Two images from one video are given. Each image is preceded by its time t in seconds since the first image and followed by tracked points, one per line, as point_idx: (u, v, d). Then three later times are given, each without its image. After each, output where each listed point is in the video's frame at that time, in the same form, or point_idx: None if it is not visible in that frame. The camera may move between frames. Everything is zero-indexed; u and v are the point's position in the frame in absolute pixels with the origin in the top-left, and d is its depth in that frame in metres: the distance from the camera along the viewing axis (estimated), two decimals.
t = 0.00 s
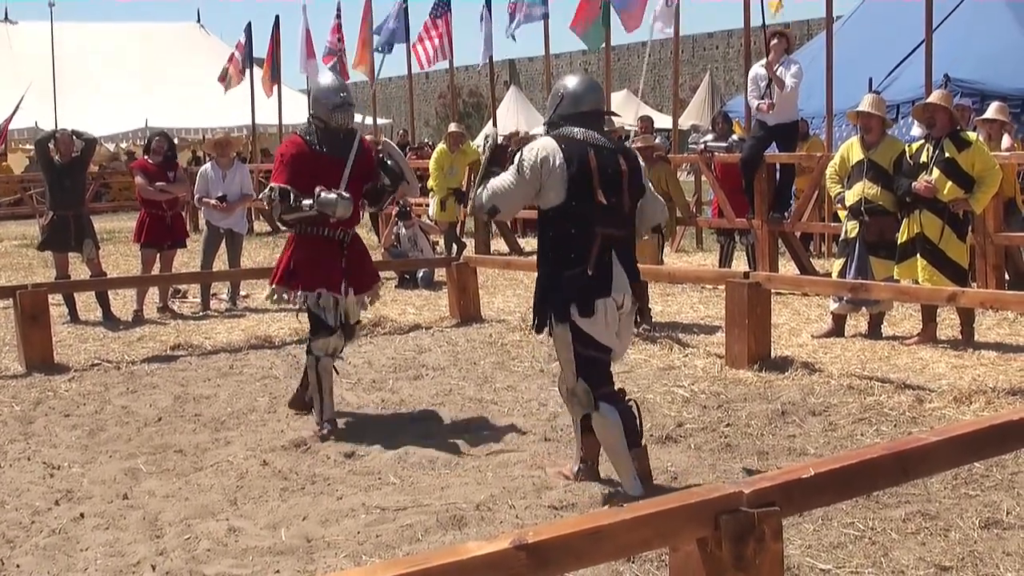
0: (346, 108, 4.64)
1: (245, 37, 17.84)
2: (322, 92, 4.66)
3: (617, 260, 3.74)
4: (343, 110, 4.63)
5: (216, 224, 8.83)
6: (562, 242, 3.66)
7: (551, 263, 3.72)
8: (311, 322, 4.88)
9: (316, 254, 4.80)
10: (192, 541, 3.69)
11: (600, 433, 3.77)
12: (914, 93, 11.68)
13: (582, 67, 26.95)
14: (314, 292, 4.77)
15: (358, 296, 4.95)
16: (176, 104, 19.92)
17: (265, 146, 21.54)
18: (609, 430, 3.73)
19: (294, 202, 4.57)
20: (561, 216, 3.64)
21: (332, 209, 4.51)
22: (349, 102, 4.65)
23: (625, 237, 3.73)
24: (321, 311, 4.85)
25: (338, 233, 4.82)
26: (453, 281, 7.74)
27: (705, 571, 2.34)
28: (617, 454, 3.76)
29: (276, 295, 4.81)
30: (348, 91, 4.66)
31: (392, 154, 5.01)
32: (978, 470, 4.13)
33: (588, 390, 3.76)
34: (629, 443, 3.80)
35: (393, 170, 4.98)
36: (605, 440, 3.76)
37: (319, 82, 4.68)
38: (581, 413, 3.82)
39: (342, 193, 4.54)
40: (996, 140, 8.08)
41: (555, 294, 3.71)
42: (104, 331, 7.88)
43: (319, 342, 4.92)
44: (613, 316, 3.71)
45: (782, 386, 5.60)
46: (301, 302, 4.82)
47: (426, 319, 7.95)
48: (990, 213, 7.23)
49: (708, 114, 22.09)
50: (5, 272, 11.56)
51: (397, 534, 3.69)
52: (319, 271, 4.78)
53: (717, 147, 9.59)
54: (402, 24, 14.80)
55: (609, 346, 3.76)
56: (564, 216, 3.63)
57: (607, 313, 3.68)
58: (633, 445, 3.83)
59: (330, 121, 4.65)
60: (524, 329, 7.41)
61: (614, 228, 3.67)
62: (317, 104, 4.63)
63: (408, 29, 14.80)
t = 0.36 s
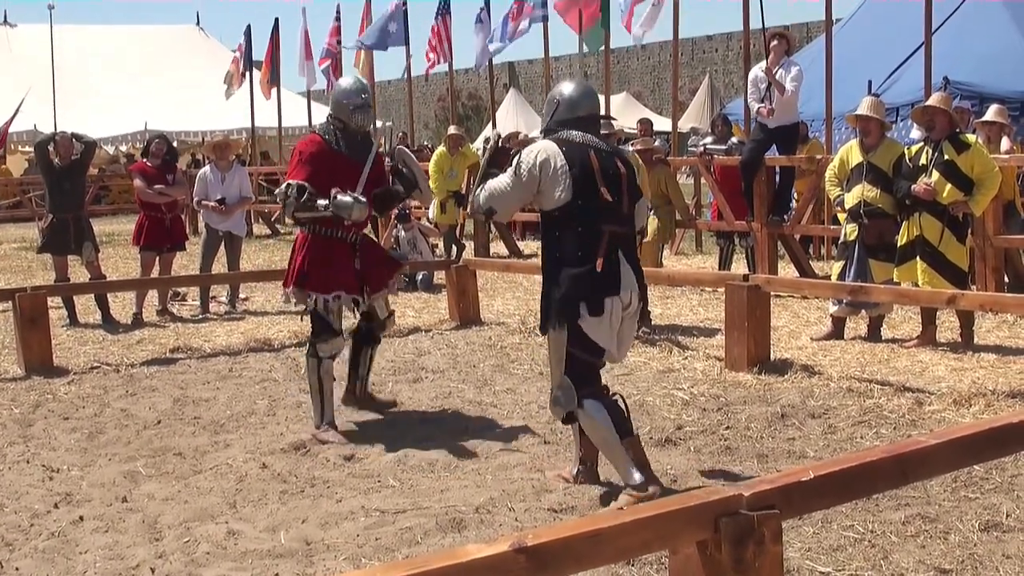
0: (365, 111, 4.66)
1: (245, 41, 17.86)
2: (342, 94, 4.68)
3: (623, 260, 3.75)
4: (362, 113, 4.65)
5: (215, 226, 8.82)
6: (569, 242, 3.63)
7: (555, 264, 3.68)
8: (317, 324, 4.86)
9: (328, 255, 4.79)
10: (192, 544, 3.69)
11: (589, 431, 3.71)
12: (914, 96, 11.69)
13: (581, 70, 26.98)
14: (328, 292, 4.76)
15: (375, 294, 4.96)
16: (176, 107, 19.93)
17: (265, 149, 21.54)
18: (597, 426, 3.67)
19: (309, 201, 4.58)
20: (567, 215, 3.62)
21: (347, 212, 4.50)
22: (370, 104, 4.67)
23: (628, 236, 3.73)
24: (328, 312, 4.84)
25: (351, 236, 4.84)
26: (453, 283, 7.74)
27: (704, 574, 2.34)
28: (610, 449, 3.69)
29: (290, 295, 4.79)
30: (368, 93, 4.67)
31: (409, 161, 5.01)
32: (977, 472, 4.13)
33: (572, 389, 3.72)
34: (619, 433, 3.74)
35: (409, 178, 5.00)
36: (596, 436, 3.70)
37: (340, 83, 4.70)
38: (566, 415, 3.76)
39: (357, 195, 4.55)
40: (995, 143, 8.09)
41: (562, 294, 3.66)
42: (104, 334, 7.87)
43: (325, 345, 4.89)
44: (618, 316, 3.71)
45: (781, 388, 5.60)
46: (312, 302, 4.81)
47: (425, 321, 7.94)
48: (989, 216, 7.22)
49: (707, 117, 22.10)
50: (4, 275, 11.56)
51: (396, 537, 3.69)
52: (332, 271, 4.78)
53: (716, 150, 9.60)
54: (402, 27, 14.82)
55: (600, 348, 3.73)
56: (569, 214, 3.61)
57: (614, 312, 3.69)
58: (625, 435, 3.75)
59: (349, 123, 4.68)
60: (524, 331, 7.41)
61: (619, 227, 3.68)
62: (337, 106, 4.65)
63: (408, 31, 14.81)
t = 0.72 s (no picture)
0: (376, 111, 4.68)
1: (244, 43, 17.86)
2: (354, 94, 4.71)
3: (642, 276, 3.73)
4: (372, 114, 4.67)
5: (215, 228, 8.83)
6: (588, 260, 3.63)
7: (575, 282, 3.69)
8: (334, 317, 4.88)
9: (337, 253, 4.81)
10: (191, 546, 3.69)
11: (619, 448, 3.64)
12: (913, 98, 11.70)
13: (580, 72, 27.00)
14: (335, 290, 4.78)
15: (379, 295, 4.97)
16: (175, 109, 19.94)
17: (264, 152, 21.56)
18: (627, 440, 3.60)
19: (316, 198, 4.58)
20: (585, 233, 3.61)
21: (352, 208, 4.51)
22: (381, 104, 4.69)
23: (646, 250, 3.72)
24: (343, 307, 4.84)
25: (361, 233, 4.84)
26: (452, 285, 7.74)
27: None
28: (641, 468, 3.58)
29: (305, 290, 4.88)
30: (379, 94, 4.69)
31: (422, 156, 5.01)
32: (976, 474, 4.13)
33: (605, 405, 3.74)
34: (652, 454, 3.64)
35: (420, 172, 4.98)
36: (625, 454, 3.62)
37: (353, 84, 4.73)
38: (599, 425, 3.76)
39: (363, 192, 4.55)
40: (994, 145, 8.10)
41: (582, 312, 3.68)
42: (103, 336, 7.88)
43: (341, 336, 4.88)
44: (638, 330, 3.71)
45: (780, 390, 5.60)
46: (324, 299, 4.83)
47: (424, 323, 7.95)
48: (988, 218, 7.22)
49: (706, 119, 22.12)
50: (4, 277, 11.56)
51: (395, 539, 3.69)
52: (341, 270, 4.80)
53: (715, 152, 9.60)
54: (403, 30, 14.84)
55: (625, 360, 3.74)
56: (588, 233, 3.60)
57: (632, 329, 3.69)
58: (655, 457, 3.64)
59: (360, 122, 4.70)
60: (523, 333, 7.42)
61: (638, 243, 3.66)
62: (349, 105, 4.68)
63: (408, 34, 14.82)
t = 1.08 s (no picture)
0: (368, 113, 4.70)
1: (244, 44, 17.86)
2: (345, 97, 4.72)
3: (645, 277, 3.74)
4: (367, 116, 4.69)
5: (214, 230, 8.83)
6: (592, 263, 3.62)
7: (578, 285, 3.68)
8: (334, 324, 4.91)
9: (339, 258, 4.82)
10: (190, 548, 3.69)
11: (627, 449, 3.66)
12: (912, 100, 11.71)
13: (580, 74, 27.00)
14: (338, 296, 4.79)
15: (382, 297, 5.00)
16: (174, 111, 19.94)
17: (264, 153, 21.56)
18: (634, 442, 3.63)
19: (316, 207, 4.62)
20: (589, 236, 3.60)
21: (349, 215, 4.53)
22: (373, 107, 4.71)
23: (649, 251, 3.73)
24: (344, 316, 4.88)
25: (362, 238, 4.84)
26: (451, 287, 7.74)
27: None
28: (647, 472, 3.60)
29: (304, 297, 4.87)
30: (371, 96, 4.71)
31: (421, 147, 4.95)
32: (976, 476, 4.14)
33: (619, 406, 3.71)
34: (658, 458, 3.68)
35: (422, 163, 4.95)
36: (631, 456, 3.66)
37: (344, 87, 4.75)
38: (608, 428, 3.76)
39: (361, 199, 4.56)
40: (993, 147, 8.10)
41: (587, 316, 3.67)
42: (103, 337, 7.88)
43: (345, 346, 4.92)
44: (644, 330, 3.73)
45: (780, 392, 5.61)
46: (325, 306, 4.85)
47: (424, 325, 7.95)
48: (987, 219, 7.24)
49: (705, 121, 22.13)
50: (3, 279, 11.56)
51: (395, 541, 3.69)
52: (343, 275, 4.80)
53: (715, 154, 9.62)
54: (402, 32, 14.84)
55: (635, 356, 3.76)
56: (593, 236, 3.59)
57: (637, 330, 3.69)
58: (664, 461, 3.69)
59: (354, 126, 4.70)
60: (523, 335, 7.41)
61: (641, 246, 3.67)
62: (341, 109, 4.69)
63: (407, 36, 14.82)
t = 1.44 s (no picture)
0: (365, 115, 4.69)
1: (244, 45, 17.86)
2: (343, 99, 4.72)
3: (633, 266, 3.72)
4: (364, 118, 4.68)
5: (213, 231, 8.83)
6: (577, 252, 3.63)
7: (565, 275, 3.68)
8: (334, 324, 4.90)
9: (337, 259, 4.82)
10: (189, 549, 3.69)
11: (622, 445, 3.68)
12: (911, 101, 11.72)
13: (579, 75, 27.02)
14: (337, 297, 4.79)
15: (380, 300, 4.97)
16: (173, 113, 19.94)
17: (263, 155, 21.56)
18: (627, 437, 3.65)
19: (314, 208, 4.59)
20: (573, 225, 3.60)
21: (347, 213, 4.54)
22: (369, 108, 4.70)
23: (635, 242, 3.71)
24: (344, 316, 4.87)
25: (360, 238, 4.84)
26: (451, 288, 7.73)
27: None
28: (642, 467, 3.64)
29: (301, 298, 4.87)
30: (368, 98, 4.70)
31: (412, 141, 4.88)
32: (975, 477, 4.14)
33: (613, 400, 3.69)
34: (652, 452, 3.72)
35: (414, 156, 4.89)
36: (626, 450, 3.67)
37: (342, 88, 4.75)
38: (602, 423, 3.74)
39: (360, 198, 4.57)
40: (993, 148, 8.10)
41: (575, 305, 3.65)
42: (101, 339, 7.87)
43: (345, 347, 4.92)
44: (637, 321, 3.71)
45: (779, 393, 5.61)
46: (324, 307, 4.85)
47: (422, 327, 7.94)
48: (986, 220, 7.25)
49: (704, 123, 22.15)
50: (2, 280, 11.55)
51: (394, 542, 3.68)
52: (342, 276, 4.81)
53: (714, 155, 9.67)
54: (401, 33, 14.83)
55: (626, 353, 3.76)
56: (577, 225, 3.60)
57: (626, 317, 3.67)
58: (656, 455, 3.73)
59: (351, 127, 4.70)
60: (522, 336, 7.41)
61: (628, 233, 3.66)
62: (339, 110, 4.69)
63: (406, 37, 14.82)
